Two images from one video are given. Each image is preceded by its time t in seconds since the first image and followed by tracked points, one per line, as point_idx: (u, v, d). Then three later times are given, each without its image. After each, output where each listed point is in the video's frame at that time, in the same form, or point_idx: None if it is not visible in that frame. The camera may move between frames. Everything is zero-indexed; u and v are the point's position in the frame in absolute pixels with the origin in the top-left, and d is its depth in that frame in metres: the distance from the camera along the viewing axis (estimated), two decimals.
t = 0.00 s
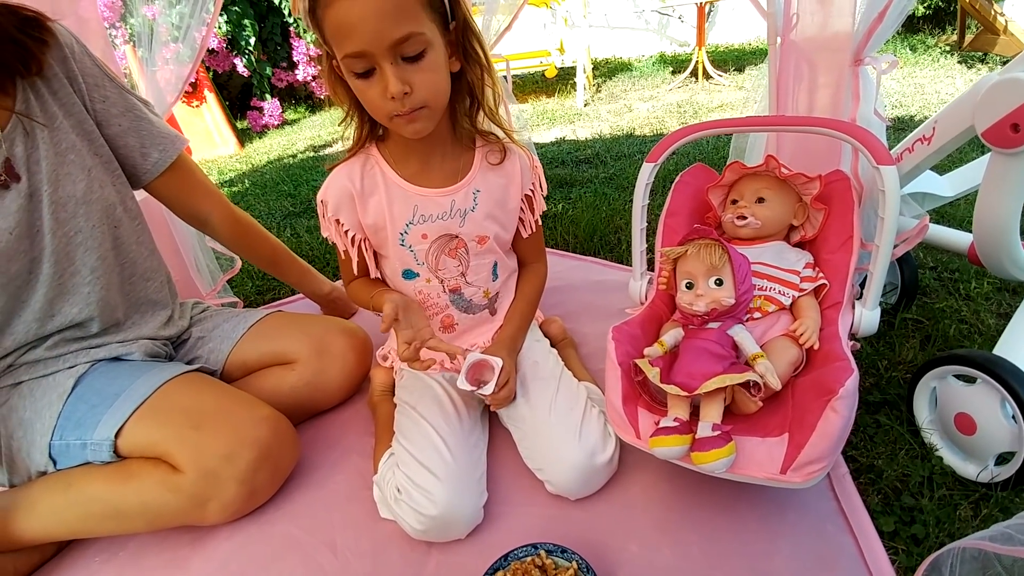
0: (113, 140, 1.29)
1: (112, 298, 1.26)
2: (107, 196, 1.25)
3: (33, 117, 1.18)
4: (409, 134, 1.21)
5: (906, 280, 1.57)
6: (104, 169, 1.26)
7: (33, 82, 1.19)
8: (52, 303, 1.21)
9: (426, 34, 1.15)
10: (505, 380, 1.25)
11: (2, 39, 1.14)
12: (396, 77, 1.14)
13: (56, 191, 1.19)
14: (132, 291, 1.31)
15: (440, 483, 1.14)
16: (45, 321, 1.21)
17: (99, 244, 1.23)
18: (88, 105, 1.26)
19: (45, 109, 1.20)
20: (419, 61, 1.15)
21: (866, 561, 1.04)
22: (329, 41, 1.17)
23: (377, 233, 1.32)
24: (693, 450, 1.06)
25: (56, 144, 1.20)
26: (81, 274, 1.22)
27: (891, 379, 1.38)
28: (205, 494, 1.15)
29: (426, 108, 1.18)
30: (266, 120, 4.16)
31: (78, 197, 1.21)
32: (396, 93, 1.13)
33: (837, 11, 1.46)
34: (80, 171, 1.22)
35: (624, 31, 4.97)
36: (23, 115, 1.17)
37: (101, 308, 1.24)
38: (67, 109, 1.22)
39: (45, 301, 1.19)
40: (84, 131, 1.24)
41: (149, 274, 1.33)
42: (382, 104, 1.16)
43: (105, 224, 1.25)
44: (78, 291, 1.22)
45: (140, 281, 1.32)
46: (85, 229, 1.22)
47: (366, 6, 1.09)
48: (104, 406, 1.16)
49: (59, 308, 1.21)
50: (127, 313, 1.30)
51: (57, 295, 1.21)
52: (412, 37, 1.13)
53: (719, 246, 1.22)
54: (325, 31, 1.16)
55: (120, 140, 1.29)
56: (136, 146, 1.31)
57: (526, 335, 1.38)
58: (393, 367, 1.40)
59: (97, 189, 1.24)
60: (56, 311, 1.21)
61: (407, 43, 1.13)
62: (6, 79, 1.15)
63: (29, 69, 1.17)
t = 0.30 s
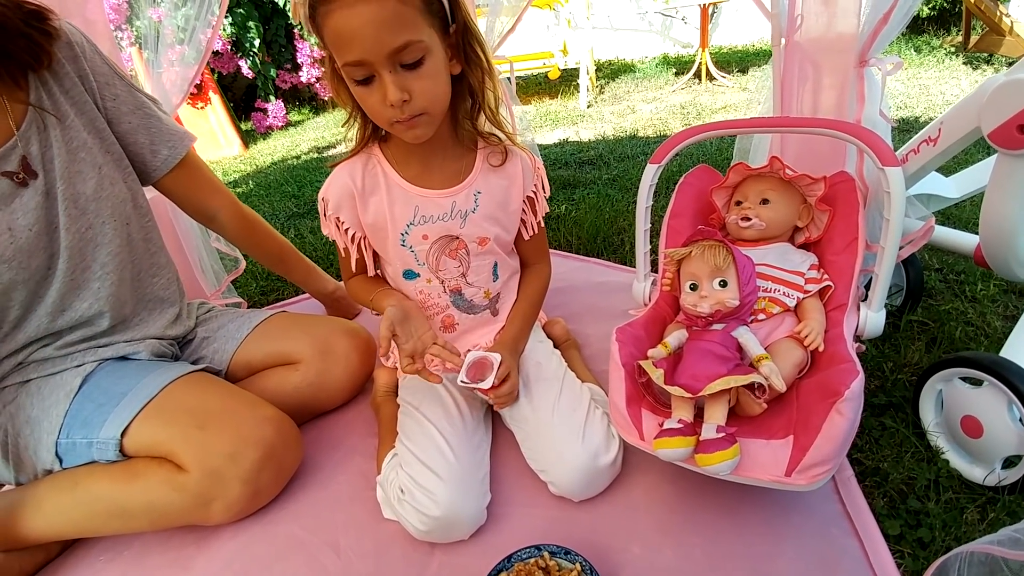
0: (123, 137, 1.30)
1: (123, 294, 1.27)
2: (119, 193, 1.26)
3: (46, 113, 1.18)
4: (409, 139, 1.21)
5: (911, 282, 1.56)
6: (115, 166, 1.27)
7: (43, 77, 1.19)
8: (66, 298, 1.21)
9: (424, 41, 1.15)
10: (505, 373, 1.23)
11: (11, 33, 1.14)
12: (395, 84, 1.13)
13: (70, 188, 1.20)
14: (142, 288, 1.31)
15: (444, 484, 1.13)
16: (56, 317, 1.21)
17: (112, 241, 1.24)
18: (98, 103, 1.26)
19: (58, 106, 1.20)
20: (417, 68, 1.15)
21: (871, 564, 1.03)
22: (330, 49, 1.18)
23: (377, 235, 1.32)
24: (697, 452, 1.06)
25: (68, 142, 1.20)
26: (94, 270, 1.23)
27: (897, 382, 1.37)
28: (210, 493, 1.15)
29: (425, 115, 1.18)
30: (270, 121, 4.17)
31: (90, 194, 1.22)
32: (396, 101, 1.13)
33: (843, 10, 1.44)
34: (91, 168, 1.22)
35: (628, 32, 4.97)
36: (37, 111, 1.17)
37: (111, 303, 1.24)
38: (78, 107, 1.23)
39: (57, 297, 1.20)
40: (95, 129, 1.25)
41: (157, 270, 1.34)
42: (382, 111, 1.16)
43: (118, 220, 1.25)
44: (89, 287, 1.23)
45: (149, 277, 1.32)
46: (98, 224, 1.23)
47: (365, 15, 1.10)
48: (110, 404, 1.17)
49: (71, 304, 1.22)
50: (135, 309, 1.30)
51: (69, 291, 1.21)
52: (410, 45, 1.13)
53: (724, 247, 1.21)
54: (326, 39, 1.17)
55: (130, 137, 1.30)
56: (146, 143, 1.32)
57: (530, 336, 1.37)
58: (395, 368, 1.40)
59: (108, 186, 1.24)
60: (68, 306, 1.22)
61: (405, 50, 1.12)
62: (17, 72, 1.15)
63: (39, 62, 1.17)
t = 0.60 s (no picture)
0: (128, 140, 1.32)
1: (126, 296, 1.28)
2: (123, 194, 1.27)
3: (51, 115, 1.20)
4: (409, 145, 1.23)
5: (911, 284, 1.56)
6: (120, 169, 1.28)
7: (48, 79, 1.21)
8: (73, 299, 1.23)
9: (419, 46, 1.16)
10: (506, 372, 1.25)
11: (17, 36, 1.16)
12: (393, 90, 1.15)
13: (76, 190, 1.21)
14: (145, 290, 1.33)
15: (444, 486, 1.14)
16: (62, 318, 1.23)
17: (117, 242, 1.26)
18: (103, 106, 1.28)
19: (63, 108, 1.22)
20: (414, 73, 1.16)
21: (869, 567, 1.04)
22: (328, 56, 1.19)
23: (378, 237, 1.33)
24: (695, 454, 1.06)
25: (73, 144, 1.22)
26: (99, 271, 1.25)
27: (896, 385, 1.38)
28: (212, 494, 1.16)
29: (423, 120, 1.19)
30: (273, 124, 4.19)
31: (95, 196, 1.24)
32: (394, 107, 1.15)
33: (844, 13, 1.44)
34: (96, 170, 1.24)
35: (630, 34, 4.98)
36: (42, 112, 1.19)
37: (116, 304, 1.26)
38: (84, 110, 1.25)
39: (64, 298, 1.21)
40: (100, 131, 1.26)
41: (161, 272, 1.35)
42: (381, 117, 1.18)
43: (122, 222, 1.27)
44: (95, 288, 1.24)
45: (153, 279, 1.34)
46: (103, 226, 1.24)
47: (361, 22, 1.11)
48: (114, 407, 1.18)
49: (77, 305, 1.23)
50: (138, 311, 1.32)
51: (76, 292, 1.23)
52: (406, 49, 1.14)
53: (723, 251, 1.22)
54: (324, 47, 1.18)
55: (134, 139, 1.32)
56: (150, 145, 1.34)
57: (530, 338, 1.38)
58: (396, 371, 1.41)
59: (113, 189, 1.26)
60: (74, 307, 1.23)
61: (401, 56, 1.14)
62: (23, 75, 1.17)
63: (44, 63, 1.19)
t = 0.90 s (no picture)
0: (130, 140, 1.32)
1: (128, 296, 1.28)
2: (125, 196, 1.27)
3: (52, 115, 1.20)
4: (415, 145, 1.23)
5: (913, 284, 1.56)
6: (121, 169, 1.28)
7: (49, 79, 1.21)
8: (74, 299, 1.23)
9: (422, 46, 1.16)
10: (506, 370, 1.25)
11: (18, 37, 1.16)
12: (395, 90, 1.15)
13: (77, 191, 1.21)
14: (146, 291, 1.33)
15: (445, 487, 1.14)
16: (64, 319, 1.23)
17: (118, 243, 1.26)
18: (105, 107, 1.28)
19: (65, 108, 1.22)
20: (417, 72, 1.16)
21: (872, 567, 1.03)
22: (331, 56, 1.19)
23: (380, 236, 1.33)
24: (697, 454, 1.06)
25: (75, 145, 1.22)
26: (100, 272, 1.25)
27: (898, 385, 1.37)
28: (213, 495, 1.16)
29: (426, 120, 1.19)
30: (274, 125, 4.20)
31: (97, 197, 1.24)
32: (396, 107, 1.15)
33: (845, 12, 1.44)
34: (97, 171, 1.24)
35: (630, 35, 4.98)
36: (44, 113, 1.19)
37: (118, 305, 1.26)
38: (85, 111, 1.25)
39: (66, 299, 1.21)
40: (101, 132, 1.27)
41: (162, 272, 1.35)
42: (383, 117, 1.18)
43: (123, 223, 1.27)
44: (96, 288, 1.24)
45: (154, 279, 1.34)
46: (105, 227, 1.24)
47: (364, 21, 1.11)
48: (115, 407, 1.18)
49: (78, 306, 1.23)
50: (139, 311, 1.32)
51: (77, 293, 1.23)
52: (409, 49, 1.14)
53: (724, 251, 1.22)
54: (326, 47, 1.18)
55: (136, 140, 1.32)
56: (152, 146, 1.34)
57: (532, 339, 1.38)
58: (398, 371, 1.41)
59: (114, 190, 1.26)
60: (75, 308, 1.23)
61: (404, 56, 1.13)
62: (23, 75, 1.17)
63: (44, 63, 1.18)
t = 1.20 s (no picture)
0: (129, 145, 1.32)
1: (128, 299, 1.28)
2: (124, 199, 1.28)
3: (52, 120, 1.20)
4: (413, 149, 1.24)
5: (912, 284, 1.56)
6: (121, 173, 1.29)
7: (50, 85, 1.21)
8: (75, 303, 1.23)
9: (421, 49, 1.16)
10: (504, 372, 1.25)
11: (18, 44, 1.16)
12: (394, 93, 1.15)
13: (76, 195, 1.21)
14: (146, 294, 1.33)
15: (444, 488, 1.14)
16: (65, 322, 1.23)
17: (118, 246, 1.26)
18: (104, 111, 1.29)
19: (65, 113, 1.22)
20: (416, 75, 1.16)
21: (872, 569, 1.03)
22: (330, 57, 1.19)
23: (377, 238, 1.33)
24: (696, 456, 1.06)
25: (74, 149, 1.22)
26: (100, 276, 1.25)
27: (897, 386, 1.37)
28: (213, 496, 1.16)
29: (425, 122, 1.19)
30: (274, 127, 4.20)
31: (97, 201, 1.24)
32: (395, 109, 1.15)
33: (843, 13, 1.44)
34: (97, 175, 1.24)
35: (629, 36, 4.99)
36: (44, 118, 1.19)
37: (118, 308, 1.27)
38: (85, 115, 1.25)
39: (66, 303, 1.22)
40: (101, 137, 1.27)
41: (162, 275, 1.36)
42: (381, 118, 1.18)
43: (123, 226, 1.27)
44: (96, 292, 1.25)
45: (153, 282, 1.34)
46: (104, 231, 1.25)
47: (363, 22, 1.12)
48: (116, 409, 1.18)
49: (78, 309, 1.24)
50: (139, 314, 1.32)
51: (78, 297, 1.23)
52: (408, 52, 1.14)
53: (723, 252, 1.22)
54: (325, 48, 1.19)
55: (135, 144, 1.33)
56: (151, 150, 1.34)
57: (531, 340, 1.38)
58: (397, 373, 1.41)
59: (114, 194, 1.26)
60: (76, 311, 1.23)
61: (403, 58, 1.14)
62: (24, 81, 1.17)
63: (45, 71, 1.19)
